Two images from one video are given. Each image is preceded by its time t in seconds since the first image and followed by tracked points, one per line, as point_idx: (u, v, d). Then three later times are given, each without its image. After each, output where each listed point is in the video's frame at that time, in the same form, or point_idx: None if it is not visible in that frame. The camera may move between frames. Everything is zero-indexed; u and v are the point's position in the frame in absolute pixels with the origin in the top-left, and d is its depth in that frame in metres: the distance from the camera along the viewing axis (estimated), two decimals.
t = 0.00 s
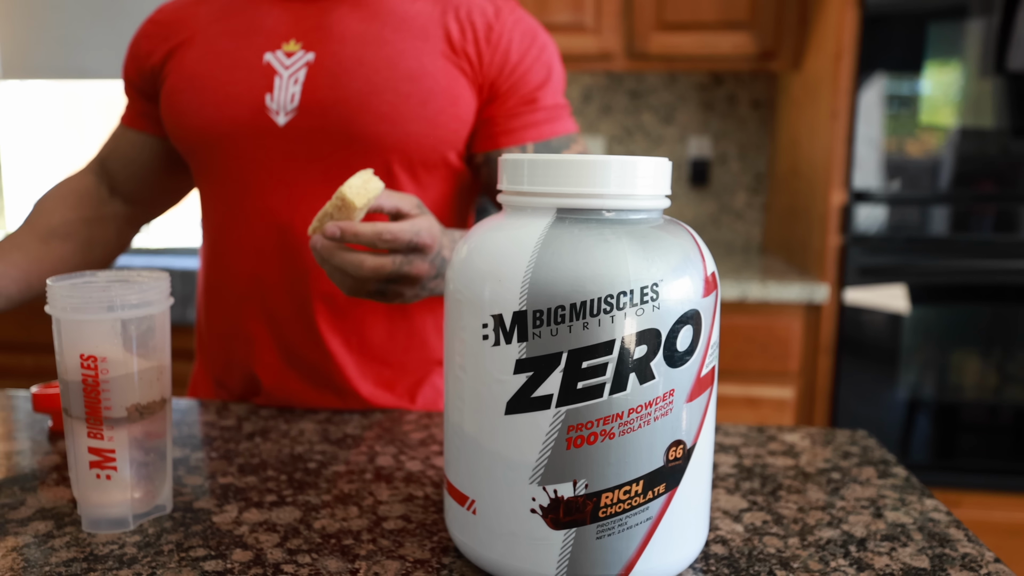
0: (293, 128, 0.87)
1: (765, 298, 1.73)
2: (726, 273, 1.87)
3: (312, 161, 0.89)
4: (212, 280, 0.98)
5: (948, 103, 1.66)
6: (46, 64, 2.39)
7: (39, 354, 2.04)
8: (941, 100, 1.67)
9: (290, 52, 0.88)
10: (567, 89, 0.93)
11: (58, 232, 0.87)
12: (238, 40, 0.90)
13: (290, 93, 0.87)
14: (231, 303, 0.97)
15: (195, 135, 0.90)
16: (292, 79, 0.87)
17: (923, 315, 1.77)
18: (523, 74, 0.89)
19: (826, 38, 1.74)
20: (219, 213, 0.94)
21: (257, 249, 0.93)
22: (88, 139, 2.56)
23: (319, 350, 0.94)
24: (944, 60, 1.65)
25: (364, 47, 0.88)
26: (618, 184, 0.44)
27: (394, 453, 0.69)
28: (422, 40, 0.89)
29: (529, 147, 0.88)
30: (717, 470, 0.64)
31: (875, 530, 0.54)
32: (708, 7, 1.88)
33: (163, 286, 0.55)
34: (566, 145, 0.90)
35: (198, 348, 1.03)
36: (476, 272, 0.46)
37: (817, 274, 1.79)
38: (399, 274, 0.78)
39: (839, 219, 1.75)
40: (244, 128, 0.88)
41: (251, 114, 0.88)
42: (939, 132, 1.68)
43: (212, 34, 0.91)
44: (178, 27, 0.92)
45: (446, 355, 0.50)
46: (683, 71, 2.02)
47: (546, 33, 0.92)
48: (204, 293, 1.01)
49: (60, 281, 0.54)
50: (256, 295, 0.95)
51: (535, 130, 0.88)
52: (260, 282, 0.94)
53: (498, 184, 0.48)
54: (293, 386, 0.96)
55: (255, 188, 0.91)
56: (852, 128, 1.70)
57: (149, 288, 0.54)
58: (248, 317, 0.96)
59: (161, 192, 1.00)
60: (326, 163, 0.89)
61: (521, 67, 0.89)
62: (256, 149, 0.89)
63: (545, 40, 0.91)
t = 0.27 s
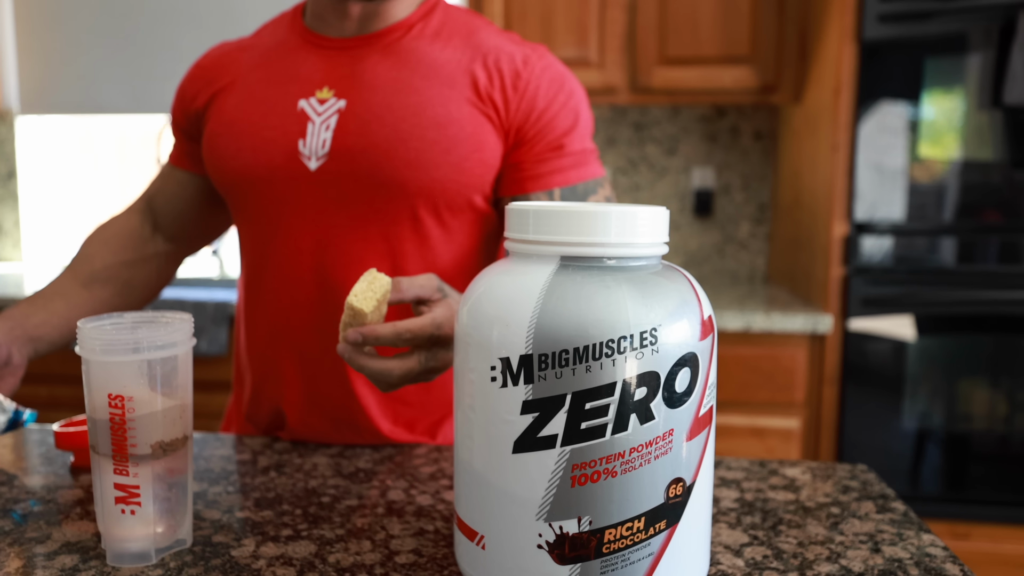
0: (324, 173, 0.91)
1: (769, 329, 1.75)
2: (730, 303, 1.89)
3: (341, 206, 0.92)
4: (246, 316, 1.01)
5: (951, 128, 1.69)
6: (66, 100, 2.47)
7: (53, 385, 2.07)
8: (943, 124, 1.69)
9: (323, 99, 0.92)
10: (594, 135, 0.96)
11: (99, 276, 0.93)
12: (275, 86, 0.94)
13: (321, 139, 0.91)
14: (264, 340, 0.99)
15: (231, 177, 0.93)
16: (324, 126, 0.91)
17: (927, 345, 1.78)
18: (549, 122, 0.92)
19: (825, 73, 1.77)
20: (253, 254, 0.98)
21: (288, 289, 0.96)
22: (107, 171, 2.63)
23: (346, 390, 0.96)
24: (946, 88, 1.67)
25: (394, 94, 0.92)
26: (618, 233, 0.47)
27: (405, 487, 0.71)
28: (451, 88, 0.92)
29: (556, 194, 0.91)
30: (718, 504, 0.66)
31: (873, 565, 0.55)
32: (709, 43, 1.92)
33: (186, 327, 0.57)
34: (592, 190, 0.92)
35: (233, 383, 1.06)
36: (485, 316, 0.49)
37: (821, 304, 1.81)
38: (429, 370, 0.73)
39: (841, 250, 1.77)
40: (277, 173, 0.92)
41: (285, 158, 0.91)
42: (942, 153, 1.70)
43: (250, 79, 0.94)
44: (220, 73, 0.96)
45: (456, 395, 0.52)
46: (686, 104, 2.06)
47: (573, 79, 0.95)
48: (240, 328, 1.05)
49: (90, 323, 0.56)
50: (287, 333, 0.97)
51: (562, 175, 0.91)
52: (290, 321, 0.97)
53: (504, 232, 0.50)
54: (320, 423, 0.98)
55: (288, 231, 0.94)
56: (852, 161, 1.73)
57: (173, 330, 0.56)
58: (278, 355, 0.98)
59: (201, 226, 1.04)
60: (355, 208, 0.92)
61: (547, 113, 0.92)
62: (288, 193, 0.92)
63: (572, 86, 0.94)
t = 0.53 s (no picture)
0: (361, 240, 0.95)
1: (781, 379, 1.76)
2: (743, 353, 1.90)
3: (377, 272, 0.95)
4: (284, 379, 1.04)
5: (960, 171, 1.72)
6: (90, 158, 2.55)
7: (73, 439, 2.10)
8: (952, 167, 1.72)
9: (359, 169, 0.97)
10: (621, 199, 1.00)
11: (151, 325, 1.01)
12: (315, 157, 0.99)
13: (357, 209, 0.95)
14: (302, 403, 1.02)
15: (275, 243, 0.98)
16: (360, 196, 0.95)
17: (942, 395, 1.77)
18: (577, 187, 0.96)
19: (831, 128, 1.81)
20: (293, 318, 1.01)
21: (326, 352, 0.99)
22: (129, 227, 2.70)
23: (381, 454, 0.97)
24: (955, 133, 1.70)
25: (427, 165, 0.96)
26: (627, 306, 0.49)
27: (424, 547, 0.73)
28: (481, 157, 0.96)
29: (585, 257, 0.95)
30: (732, 564, 0.67)
31: None
32: (715, 98, 1.98)
33: (216, 396, 0.60)
34: (620, 253, 0.96)
35: (274, 445, 1.09)
36: (503, 386, 0.51)
37: (834, 354, 1.82)
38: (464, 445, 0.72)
39: (851, 300, 1.78)
40: (315, 242, 0.96)
41: (323, 226, 0.95)
42: (953, 196, 1.73)
43: (291, 152, 1.00)
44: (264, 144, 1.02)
45: (474, 461, 0.54)
46: (695, 157, 2.12)
47: (600, 145, 1.00)
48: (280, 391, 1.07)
49: (126, 392, 0.59)
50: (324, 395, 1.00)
51: (591, 240, 0.94)
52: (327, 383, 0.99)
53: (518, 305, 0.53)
54: (354, 484, 0.99)
55: (325, 296, 0.98)
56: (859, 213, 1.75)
57: (203, 399, 0.59)
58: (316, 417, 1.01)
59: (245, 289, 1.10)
60: (390, 274, 0.95)
61: (574, 178, 0.96)
62: (326, 260, 0.96)
63: (599, 151, 0.99)
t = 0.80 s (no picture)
0: (389, 338, 0.98)
1: (799, 464, 1.75)
2: (759, 437, 1.90)
3: (403, 368, 0.98)
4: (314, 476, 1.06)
5: (972, 244, 1.74)
6: (119, 242, 2.67)
7: (91, 524, 2.11)
8: (964, 240, 1.74)
9: (388, 270, 1.01)
10: (640, 292, 1.02)
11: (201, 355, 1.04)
12: (346, 259, 1.04)
13: (385, 308, 0.99)
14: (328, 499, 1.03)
15: (306, 342, 1.02)
16: (388, 294, 0.99)
17: (966, 482, 1.74)
18: (594, 281, 0.99)
19: (838, 214, 1.86)
20: (322, 413, 1.04)
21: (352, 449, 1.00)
22: (152, 310, 2.78)
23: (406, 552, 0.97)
24: (965, 207, 1.73)
25: (450, 263, 1.00)
26: (638, 421, 0.51)
27: None
28: (501, 255, 1.00)
29: (604, 348, 0.97)
30: None
31: None
32: (725, 184, 2.07)
33: (240, 502, 0.64)
34: (640, 344, 0.98)
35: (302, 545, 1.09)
36: (519, 494, 0.52)
37: (850, 438, 1.81)
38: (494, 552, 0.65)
39: (865, 385, 1.78)
40: (344, 339, 1.00)
41: (353, 325, 0.99)
42: (968, 268, 1.74)
43: (325, 254, 1.06)
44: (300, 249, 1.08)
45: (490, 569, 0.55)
46: (706, 241, 2.18)
47: (616, 240, 1.04)
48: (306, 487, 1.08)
49: (155, 497, 0.62)
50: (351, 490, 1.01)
51: (609, 331, 0.97)
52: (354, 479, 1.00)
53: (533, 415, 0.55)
54: None
55: (353, 391, 1.00)
56: (870, 298, 1.77)
57: (229, 505, 0.63)
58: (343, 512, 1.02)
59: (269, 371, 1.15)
60: (415, 369, 0.98)
61: (591, 272, 1.00)
62: (354, 357, 0.99)
63: (615, 246, 1.02)
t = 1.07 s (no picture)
0: (408, 381, 1.01)
1: (817, 515, 1.73)
2: (775, 487, 1.87)
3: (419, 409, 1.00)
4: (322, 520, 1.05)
5: (990, 288, 1.74)
6: (141, 290, 2.74)
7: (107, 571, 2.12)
8: (983, 283, 1.74)
9: (405, 314, 1.04)
10: (646, 332, 1.03)
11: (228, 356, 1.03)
12: (362, 304, 1.07)
13: (404, 351, 1.02)
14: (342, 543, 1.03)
15: (324, 384, 1.05)
16: (406, 338, 1.02)
17: (989, 534, 1.70)
18: (600, 320, 1.01)
19: (850, 262, 1.87)
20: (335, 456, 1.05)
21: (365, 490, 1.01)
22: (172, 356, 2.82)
23: None
24: (982, 249, 1.74)
25: (463, 306, 1.03)
26: (647, 483, 0.53)
27: None
28: (512, 299, 1.03)
29: (610, 386, 0.97)
30: None
31: None
32: (737, 232, 2.11)
33: (260, 557, 0.64)
34: (647, 383, 0.98)
35: None
36: (533, 556, 0.54)
37: (868, 489, 1.79)
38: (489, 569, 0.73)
39: (882, 435, 1.76)
40: (363, 380, 1.03)
41: (372, 367, 1.03)
42: (987, 310, 1.74)
43: (341, 299, 1.09)
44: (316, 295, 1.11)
45: None
46: (720, 289, 2.22)
47: (621, 283, 1.06)
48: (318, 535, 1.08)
49: (177, 553, 0.64)
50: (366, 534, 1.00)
51: (615, 368, 0.98)
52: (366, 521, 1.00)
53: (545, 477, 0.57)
54: None
55: (366, 433, 1.01)
56: (884, 347, 1.77)
57: (249, 562, 0.63)
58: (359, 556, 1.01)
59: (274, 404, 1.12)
60: (431, 408, 1.00)
61: (596, 312, 1.02)
62: (370, 398, 1.02)
63: (620, 289, 1.05)
